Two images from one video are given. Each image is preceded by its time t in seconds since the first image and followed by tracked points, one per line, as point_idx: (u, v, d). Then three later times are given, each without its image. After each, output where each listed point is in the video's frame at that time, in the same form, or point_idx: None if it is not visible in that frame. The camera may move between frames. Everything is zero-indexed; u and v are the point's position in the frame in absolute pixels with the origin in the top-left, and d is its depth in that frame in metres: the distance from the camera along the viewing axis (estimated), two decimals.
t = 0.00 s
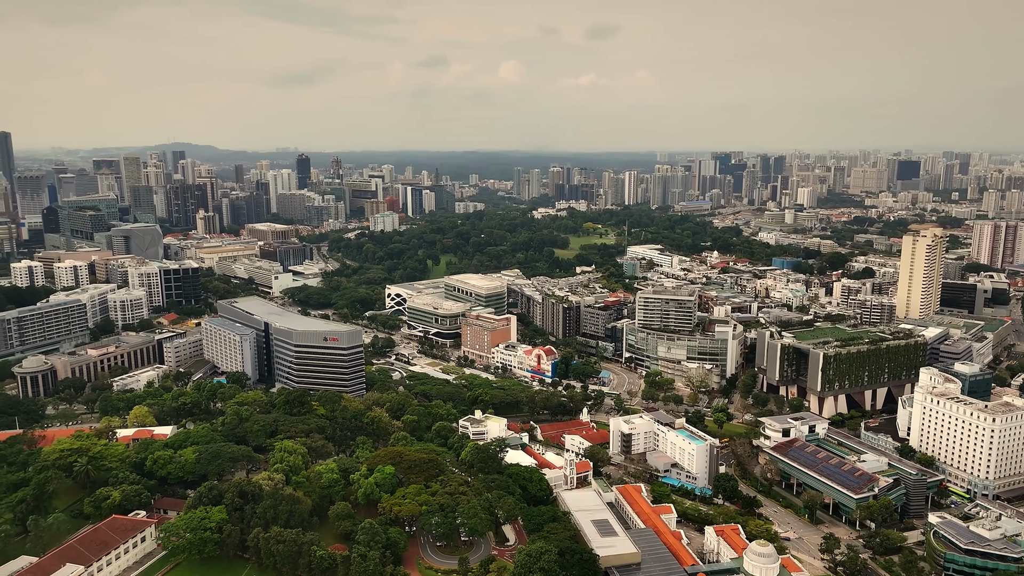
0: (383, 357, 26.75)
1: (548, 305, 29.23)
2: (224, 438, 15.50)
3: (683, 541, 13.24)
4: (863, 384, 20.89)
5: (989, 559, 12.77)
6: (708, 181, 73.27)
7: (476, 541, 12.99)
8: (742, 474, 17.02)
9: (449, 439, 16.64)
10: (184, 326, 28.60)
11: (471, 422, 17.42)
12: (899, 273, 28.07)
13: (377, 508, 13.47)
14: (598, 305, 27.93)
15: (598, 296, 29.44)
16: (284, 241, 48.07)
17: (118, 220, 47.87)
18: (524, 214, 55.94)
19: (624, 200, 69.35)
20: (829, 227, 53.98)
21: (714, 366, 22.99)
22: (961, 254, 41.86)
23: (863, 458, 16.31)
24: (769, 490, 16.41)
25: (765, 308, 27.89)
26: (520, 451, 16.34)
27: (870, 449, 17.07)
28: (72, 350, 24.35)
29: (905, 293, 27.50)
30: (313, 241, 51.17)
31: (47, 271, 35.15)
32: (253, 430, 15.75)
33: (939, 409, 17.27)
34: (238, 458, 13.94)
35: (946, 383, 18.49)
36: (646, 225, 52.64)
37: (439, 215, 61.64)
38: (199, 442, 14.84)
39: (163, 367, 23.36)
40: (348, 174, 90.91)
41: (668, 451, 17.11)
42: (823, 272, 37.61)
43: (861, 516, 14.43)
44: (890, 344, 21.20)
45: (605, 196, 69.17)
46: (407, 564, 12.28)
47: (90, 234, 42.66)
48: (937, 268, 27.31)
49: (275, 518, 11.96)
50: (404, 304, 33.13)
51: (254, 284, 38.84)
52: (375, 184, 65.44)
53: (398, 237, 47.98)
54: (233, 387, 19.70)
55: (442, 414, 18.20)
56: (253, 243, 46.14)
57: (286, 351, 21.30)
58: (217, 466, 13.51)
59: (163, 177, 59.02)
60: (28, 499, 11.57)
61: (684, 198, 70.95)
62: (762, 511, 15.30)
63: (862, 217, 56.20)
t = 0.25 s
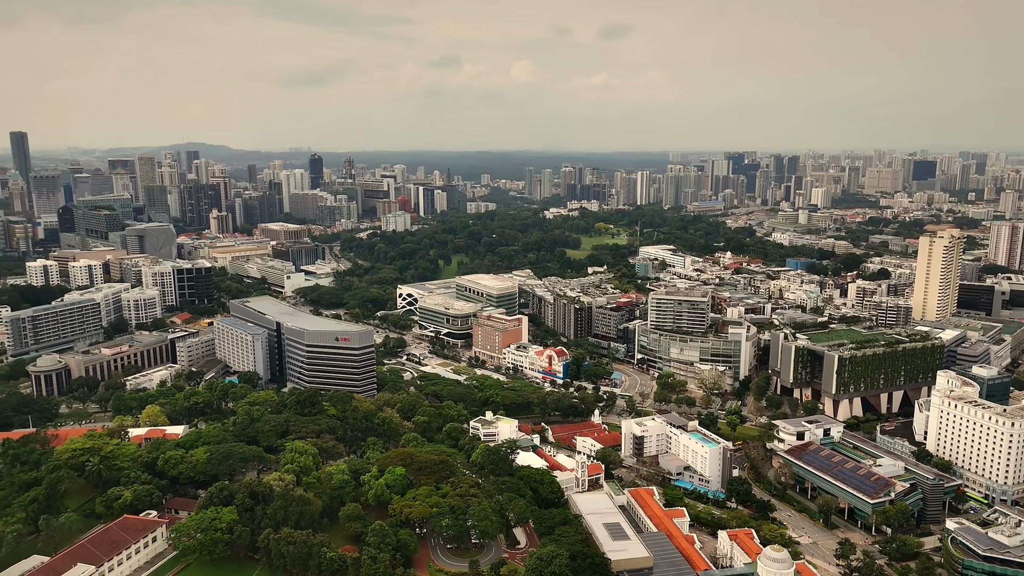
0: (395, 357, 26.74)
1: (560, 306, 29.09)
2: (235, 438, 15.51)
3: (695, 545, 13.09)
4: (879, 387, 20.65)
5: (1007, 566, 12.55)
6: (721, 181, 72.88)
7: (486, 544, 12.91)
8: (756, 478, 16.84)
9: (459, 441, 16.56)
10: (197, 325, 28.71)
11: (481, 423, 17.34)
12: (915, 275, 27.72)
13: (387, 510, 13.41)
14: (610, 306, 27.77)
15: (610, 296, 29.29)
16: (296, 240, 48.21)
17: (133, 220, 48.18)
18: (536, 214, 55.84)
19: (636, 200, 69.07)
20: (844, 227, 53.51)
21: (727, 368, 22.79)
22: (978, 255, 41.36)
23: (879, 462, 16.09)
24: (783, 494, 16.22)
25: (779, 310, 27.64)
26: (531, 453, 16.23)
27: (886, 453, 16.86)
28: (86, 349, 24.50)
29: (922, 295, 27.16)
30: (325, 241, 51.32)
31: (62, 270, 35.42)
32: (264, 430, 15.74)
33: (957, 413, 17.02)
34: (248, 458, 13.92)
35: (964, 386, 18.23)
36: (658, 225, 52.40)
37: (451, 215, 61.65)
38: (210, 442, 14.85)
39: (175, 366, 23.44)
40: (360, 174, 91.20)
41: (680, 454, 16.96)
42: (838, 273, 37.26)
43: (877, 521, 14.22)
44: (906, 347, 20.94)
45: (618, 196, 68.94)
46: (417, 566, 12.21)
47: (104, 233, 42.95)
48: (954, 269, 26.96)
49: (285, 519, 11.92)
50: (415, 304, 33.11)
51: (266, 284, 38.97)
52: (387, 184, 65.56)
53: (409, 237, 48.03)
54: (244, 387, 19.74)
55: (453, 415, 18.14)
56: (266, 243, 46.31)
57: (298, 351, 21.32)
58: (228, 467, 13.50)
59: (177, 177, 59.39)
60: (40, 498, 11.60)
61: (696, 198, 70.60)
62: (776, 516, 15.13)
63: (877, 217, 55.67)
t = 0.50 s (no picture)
0: (406, 357, 26.72)
1: (572, 306, 28.96)
2: (246, 438, 15.51)
3: (708, 549, 12.93)
4: (895, 390, 20.39)
5: None
6: (734, 182, 72.47)
7: (497, 547, 12.81)
8: (770, 481, 16.65)
9: (470, 442, 16.48)
10: (210, 324, 28.81)
11: (492, 425, 17.25)
12: (932, 276, 27.37)
13: (398, 512, 13.35)
14: (622, 307, 27.61)
15: (622, 297, 29.14)
16: (308, 240, 48.34)
17: (147, 219, 48.46)
18: (548, 214, 55.72)
19: (648, 200, 68.79)
20: (858, 228, 53.02)
21: (740, 370, 22.59)
22: (995, 256, 40.84)
23: (895, 467, 15.87)
24: (797, 497, 16.03)
25: (793, 311, 27.38)
26: (542, 454, 16.13)
27: (903, 457, 16.63)
28: (100, 348, 24.64)
29: (939, 296, 26.81)
30: (337, 241, 51.45)
31: (77, 269, 35.67)
32: (275, 430, 15.73)
33: (974, 417, 16.77)
34: (259, 459, 13.90)
35: (983, 390, 17.95)
36: (671, 225, 52.13)
37: (462, 215, 61.64)
38: (221, 442, 14.85)
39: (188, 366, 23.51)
40: (372, 174, 91.46)
41: (693, 456, 16.80)
42: (852, 274, 36.90)
43: (893, 526, 14.02)
44: (923, 349, 20.67)
45: (630, 196, 68.68)
46: (428, 569, 12.14)
47: (119, 233, 43.24)
48: (972, 271, 26.59)
49: (296, 521, 11.89)
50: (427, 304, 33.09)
51: (279, 283, 39.09)
52: (399, 184, 65.67)
53: (421, 237, 48.05)
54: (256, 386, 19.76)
55: (464, 416, 18.07)
56: (278, 242, 46.48)
57: (309, 351, 21.33)
58: (239, 467, 13.49)
59: (191, 177, 59.72)
60: (52, 498, 11.63)
61: (709, 198, 70.23)
62: (791, 520, 14.94)
63: (892, 218, 55.15)
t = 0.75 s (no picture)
0: (417, 357, 26.68)
1: (583, 307, 28.83)
2: (257, 438, 15.51)
3: (722, 553, 12.78)
4: (911, 393, 20.13)
5: None
6: (747, 182, 72.04)
7: (508, 550, 12.72)
8: (783, 485, 16.46)
9: (481, 443, 16.40)
10: (222, 324, 28.90)
11: (503, 426, 17.17)
12: (949, 278, 27.01)
13: (408, 513, 13.28)
14: (634, 308, 27.43)
15: (634, 298, 28.97)
16: (320, 240, 48.44)
17: (160, 219, 48.72)
18: (559, 214, 55.57)
19: (660, 200, 68.46)
20: (873, 228, 52.52)
21: (754, 372, 22.38)
22: (1013, 257, 40.32)
23: (912, 471, 15.64)
24: (812, 501, 15.84)
25: (807, 313, 27.10)
26: (554, 456, 16.03)
27: (920, 462, 16.40)
28: (113, 347, 24.76)
29: (956, 298, 26.44)
30: (349, 241, 51.56)
31: (91, 268, 35.92)
32: (286, 430, 15.72)
33: (993, 422, 16.51)
34: (270, 459, 13.88)
35: (1001, 393, 17.68)
36: (683, 225, 51.86)
37: (474, 215, 61.60)
38: (232, 442, 14.84)
39: (200, 365, 23.58)
40: (384, 174, 91.65)
41: (706, 460, 16.65)
42: (867, 276, 36.53)
43: (910, 532, 13.80)
44: (940, 352, 20.39)
45: (642, 197, 68.40)
46: (438, 572, 12.07)
47: (133, 232, 43.50)
48: (989, 272, 26.22)
49: (306, 522, 11.86)
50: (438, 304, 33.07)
51: (291, 283, 39.19)
52: (410, 184, 65.73)
53: (432, 237, 48.05)
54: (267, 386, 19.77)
55: (475, 417, 17.98)
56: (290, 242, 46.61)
57: (320, 352, 21.33)
58: (250, 467, 13.48)
59: (205, 177, 60.05)
60: (64, 497, 11.67)
61: (722, 198, 69.82)
62: (805, 524, 14.76)
63: (908, 218, 54.60)
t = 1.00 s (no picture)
0: (428, 357, 26.65)
1: (595, 308, 28.69)
2: (268, 438, 15.51)
3: (735, 558, 12.62)
4: (928, 397, 19.86)
5: None
6: (761, 182, 71.58)
7: (519, 553, 12.62)
8: (798, 488, 16.28)
9: (492, 445, 16.31)
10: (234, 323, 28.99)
11: (514, 428, 17.07)
12: (966, 279, 26.65)
13: (419, 515, 13.22)
14: (646, 309, 27.26)
15: (646, 298, 28.78)
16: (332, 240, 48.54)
17: (174, 218, 48.99)
18: (571, 214, 55.40)
19: (673, 200, 68.13)
20: (888, 229, 52.01)
21: (768, 374, 22.17)
22: None
23: (930, 476, 15.41)
24: (827, 506, 15.64)
25: (821, 314, 26.83)
26: (565, 458, 15.92)
27: (937, 466, 16.15)
28: (127, 346, 24.87)
29: (973, 300, 26.07)
30: (361, 240, 51.66)
31: (106, 267, 36.16)
32: (297, 431, 15.71)
33: (1012, 426, 16.24)
34: (281, 459, 13.86)
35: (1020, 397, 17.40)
36: (696, 226, 51.56)
37: (486, 215, 61.52)
38: (244, 442, 14.85)
39: (212, 364, 23.66)
40: (396, 173, 91.77)
41: (719, 463, 16.48)
42: (882, 277, 36.15)
43: (927, 537, 13.58)
44: (957, 355, 20.10)
45: (654, 197, 68.07)
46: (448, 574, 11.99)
47: (147, 232, 43.77)
48: (1008, 274, 25.85)
49: (316, 523, 11.82)
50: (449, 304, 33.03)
51: (303, 283, 39.28)
52: (423, 184, 65.81)
53: (444, 237, 48.03)
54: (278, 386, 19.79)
55: (486, 419, 17.91)
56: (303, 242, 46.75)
57: (332, 352, 21.34)
58: (261, 468, 13.47)
59: (218, 177, 60.37)
60: (75, 497, 11.70)
61: (735, 198, 69.40)
62: (820, 529, 14.56)
63: (924, 218, 54.05)
